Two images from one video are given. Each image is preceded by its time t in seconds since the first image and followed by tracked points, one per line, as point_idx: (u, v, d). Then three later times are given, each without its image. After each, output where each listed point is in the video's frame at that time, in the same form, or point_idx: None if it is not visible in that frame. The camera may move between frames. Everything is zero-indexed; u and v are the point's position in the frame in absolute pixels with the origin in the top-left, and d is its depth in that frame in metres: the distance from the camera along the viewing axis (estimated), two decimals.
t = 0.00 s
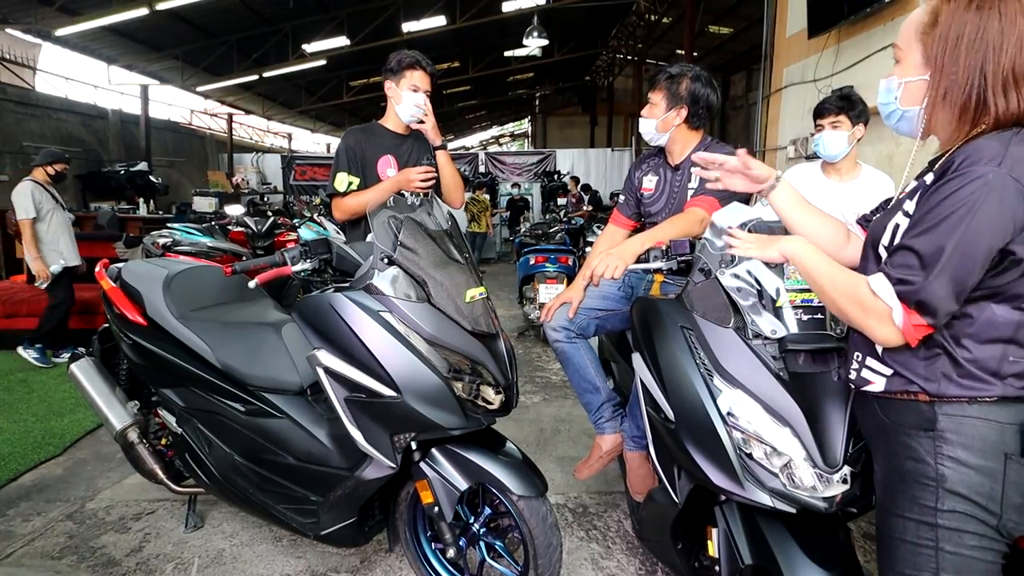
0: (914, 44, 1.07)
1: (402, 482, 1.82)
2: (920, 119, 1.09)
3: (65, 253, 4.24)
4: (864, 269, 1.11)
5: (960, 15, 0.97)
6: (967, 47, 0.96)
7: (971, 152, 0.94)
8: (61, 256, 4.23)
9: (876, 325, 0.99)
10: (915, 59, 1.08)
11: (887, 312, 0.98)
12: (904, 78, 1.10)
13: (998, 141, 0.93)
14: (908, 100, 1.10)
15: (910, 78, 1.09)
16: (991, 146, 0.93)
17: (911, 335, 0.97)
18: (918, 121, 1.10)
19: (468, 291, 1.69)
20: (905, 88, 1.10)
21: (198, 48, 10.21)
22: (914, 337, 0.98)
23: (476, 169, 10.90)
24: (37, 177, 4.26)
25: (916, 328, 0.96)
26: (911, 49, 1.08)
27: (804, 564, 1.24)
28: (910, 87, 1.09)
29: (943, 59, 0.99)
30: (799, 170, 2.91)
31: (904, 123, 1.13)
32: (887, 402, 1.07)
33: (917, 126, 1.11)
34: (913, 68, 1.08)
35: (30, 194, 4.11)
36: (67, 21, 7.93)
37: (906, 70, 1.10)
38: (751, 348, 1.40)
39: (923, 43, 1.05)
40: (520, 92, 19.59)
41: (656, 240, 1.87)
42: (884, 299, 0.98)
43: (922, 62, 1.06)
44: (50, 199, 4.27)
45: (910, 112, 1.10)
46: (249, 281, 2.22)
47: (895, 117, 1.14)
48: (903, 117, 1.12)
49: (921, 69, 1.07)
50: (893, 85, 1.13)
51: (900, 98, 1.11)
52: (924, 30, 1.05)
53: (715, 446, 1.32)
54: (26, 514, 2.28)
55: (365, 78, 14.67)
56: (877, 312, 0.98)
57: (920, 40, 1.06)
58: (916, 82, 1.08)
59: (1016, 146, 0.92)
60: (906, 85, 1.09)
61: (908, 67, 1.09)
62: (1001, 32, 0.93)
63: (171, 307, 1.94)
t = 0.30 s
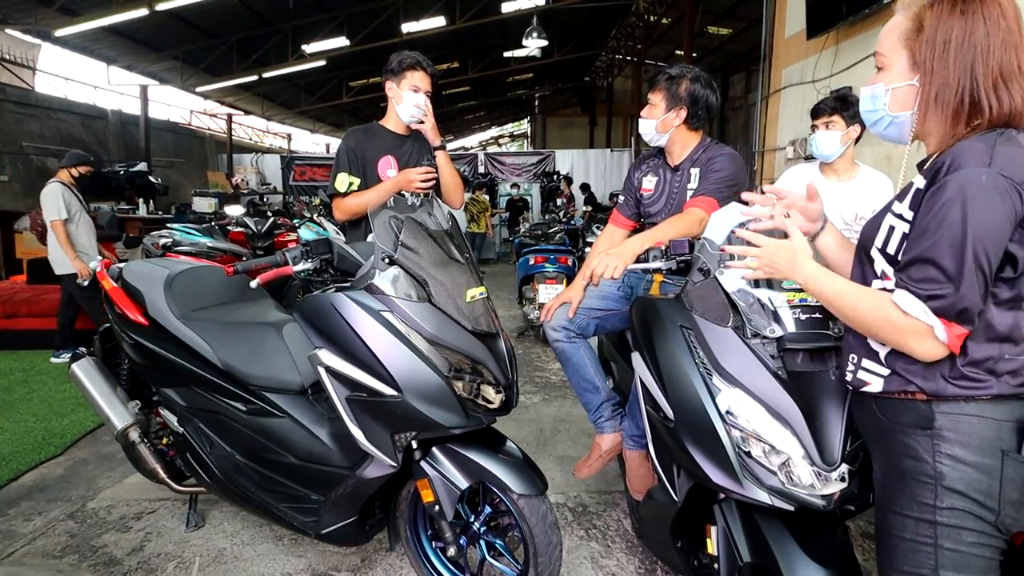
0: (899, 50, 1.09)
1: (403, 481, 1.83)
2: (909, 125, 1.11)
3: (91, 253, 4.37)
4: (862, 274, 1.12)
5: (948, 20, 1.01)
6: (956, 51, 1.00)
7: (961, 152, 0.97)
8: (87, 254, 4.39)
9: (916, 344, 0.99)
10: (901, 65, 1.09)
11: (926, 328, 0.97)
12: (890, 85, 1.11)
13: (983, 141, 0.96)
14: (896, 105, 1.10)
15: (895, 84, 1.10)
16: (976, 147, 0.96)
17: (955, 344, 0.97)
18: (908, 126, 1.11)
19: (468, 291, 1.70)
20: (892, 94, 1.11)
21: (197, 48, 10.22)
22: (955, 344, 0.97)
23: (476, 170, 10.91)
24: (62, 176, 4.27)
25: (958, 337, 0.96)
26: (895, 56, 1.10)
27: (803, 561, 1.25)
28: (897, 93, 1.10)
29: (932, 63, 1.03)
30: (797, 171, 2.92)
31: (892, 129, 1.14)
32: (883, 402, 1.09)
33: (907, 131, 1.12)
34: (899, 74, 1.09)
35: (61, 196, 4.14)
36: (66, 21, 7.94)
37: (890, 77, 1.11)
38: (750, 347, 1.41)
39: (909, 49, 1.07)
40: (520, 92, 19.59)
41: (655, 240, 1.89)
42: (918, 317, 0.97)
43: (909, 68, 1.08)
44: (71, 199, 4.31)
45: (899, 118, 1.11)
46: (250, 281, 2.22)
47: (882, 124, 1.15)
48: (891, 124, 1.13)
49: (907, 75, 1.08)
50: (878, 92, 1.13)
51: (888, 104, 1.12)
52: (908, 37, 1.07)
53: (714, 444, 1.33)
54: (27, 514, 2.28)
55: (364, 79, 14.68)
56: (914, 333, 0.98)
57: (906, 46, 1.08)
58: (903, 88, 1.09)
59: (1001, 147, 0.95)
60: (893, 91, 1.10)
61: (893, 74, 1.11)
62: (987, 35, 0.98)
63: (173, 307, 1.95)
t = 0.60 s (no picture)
0: (892, 49, 1.12)
1: (404, 479, 1.84)
2: (891, 122, 1.15)
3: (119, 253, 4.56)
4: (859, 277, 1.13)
5: (937, 25, 1.03)
6: (939, 57, 1.02)
7: (940, 149, 1.01)
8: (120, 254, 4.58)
9: (927, 343, 0.99)
10: (891, 63, 1.12)
11: (929, 325, 0.98)
12: (879, 82, 1.14)
13: (963, 140, 1.00)
14: (880, 102, 1.15)
15: (883, 82, 1.14)
16: (957, 146, 1.00)
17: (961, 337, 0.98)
18: (889, 123, 1.15)
19: (469, 290, 1.72)
20: (880, 91, 1.14)
21: (197, 49, 10.24)
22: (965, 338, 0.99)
23: (475, 171, 10.93)
24: (92, 179, 4.39)
25: (963, 329, 0.97)
26: (886, 55, 1.13)
27: (800, 556, 1.27)
28: (884, 91, 1.14)
29: (915, 66, 1.05)
30: (794, 171, 2.94)
31: (876, 126, 1.18)
32: (881, 400, 1.11)
33: (888, 129, 1.16)
34: (888, 73, 1.12)
35: (97, 199, 4.29)
36: (66, 22, 7.95)
37: (880, 75, 1.14)
38: (746, 345, 1.43)
39: (899, 49, 1.10)
40: (519, 93, 19.60)
41: (654, 241, 1.90)
42: (919, 314, 0.98)
43: (896, 68, 1.11)
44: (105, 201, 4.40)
45: (882, 115, 1.16)
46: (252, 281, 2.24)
47: (868, 120, 1.19)
48: (875, 120, 1.18)
49: (894, 74, 1.12)
50: (868, 87, 1.17)
51: (874, 101, 1.16)
52: (901, 36, 1.09)
53: (711, 441, 1.34)
54: (30, 513, 2.29)
55: (364, 80, 14.70)
56: (925, 332, 0.98)
57: (898, 45, 1.10)
58: (889, 87, 1.13)
59: (979, 145, 0.99)
60: (881, 88, 1.14)
61: (884, 71, 1.14)
62: (972, 43, 1.00)
63: (175, 306, 1.97)
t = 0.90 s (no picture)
0: (885, 47, 1.13)
1: (405, 476, 1.85)
2: (883, 119, 1.16)
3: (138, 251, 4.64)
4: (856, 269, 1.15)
5: (929, 23, 1.05)
6: (930, 53, 1.04)
7: (930, 145, 1.03)
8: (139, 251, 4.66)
9: (923, 324, 0.98)
10: (883, 61, 1.14)
11: (924, 306, 0.98)
12: (872, 78, 1.16)
13: (953, 133, 1.02)
14: (873, 98, 1.16)
15: (877, 77, 1.15)
16: (946, 139, 1.02)
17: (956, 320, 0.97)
18: (881, 120, 1.16)
19: (470, 287, 1.74)
20: (873, 87, 1.16)
21: (198, 50, 10.26)
22: (962, 324, 0.98)
23: (475, 171, 10.95)
24: (108, 179, 4.42)
25: (958, 313, 0.97)
26: (880, 52, 1.15)
27: (799, 549, 1.28)
28: (877, 86, 1.15)
29: (908, 61, 1.07)
30: (793, 172, 2.96)
31: (868, 122, 1.19)
32: (880, 393, 1.12)
33: (879, 126, 1.17)
34: (881, 69, 1.14)
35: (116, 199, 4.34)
36: (67, 23, 7.97)
37: (874, 71, 1.16)
38: (745, 341, 1.44)
39: (891, 46, 1.11)
40: (519, 94, 19.64)
41: (653, 238, 1.94)
42: (916, 295, 0.98)
43: (889, 64, 1.12)
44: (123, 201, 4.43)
45: (875, 111, 1.17)
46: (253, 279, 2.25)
47: (861, 117, 1.20)
48: (868, 117, 1.18)
49: (887, 70, 1.13)
50: (862, 85, 1.19)
51: (867, 97, 1.17)
52: (894, 35, 1.11)
53: (710, 435, 1.36)
54: (33, 511, 2.31)
55: (364, 81, 14.72)
56: (919, 310, 0.98)
57: (891, 44, 1.12)
58: (882, 82, 1.14)
59: (971, 137, 1.01)
60: (874, 84, 1.15)
61: (877, 68, 1.15)
62: (963, 41, 1.02)
63: (177, 305, 1.98)
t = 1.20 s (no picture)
0: (886, 47, 1.15)
1: (407, 472, 1.87)
2: (884, 119, 1.18)
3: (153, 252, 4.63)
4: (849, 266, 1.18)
5: (930, 25, 1.06)
6: (931, 56, 1.06)
7: (931, 143, 1.05)
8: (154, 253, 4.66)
9: (854, 291, 1.03)
10: (885, 61, 1.16)
11: (863, 276, 1.03)
12: (873, 78, 1.18)
13: (955, 133, 1.05)
14: (875, 98, 1.18)
15: (879, 78, 1.17)
16: (946, 140, 1.04)
17: (891, 296, 1.00)
18: (882, 120, 1.19)
19: (471, 285, 1.76)
20: (874, 87, 1.18)
21: (196, 50, 10.26)
22: (895, 302, 1.01)
23: (474, 172, 10.98)
24: (125, 180, 4.45)
25: (894, 287, 1.00)
26: (881, 52, 1.17)
27: (796, 542, 1.30)
28: (878, 87, 1.17)
29: (908, 63, 1.09)
30: (790, 172, 2.98)
31: (869, 122, 1.22)
32: (877, 387, 1.14)
33: (881, 125, 1.20)
34: (882, 69, 1.16)
35: (131, 199, 4.35)
36: (66, 23, 7.97)
37: (876, 72, 1.18)
38: (744, 338, 1.46)
39: (893, 46, 1.13)
40: (517, 95, 19.67)
41: (652, 237, 1.96)
42: (859, 266, 1.03)
43: (891, 65, 1.15)
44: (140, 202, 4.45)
45: (876, 111, 1.19)
46: (254, 278, 2.27)
47: (862, 116, 1.23)
48: (869, 116, 1.21)
49: (888, 71, 1.15)
50: (864, 84, 1.21)
51: (868, 97, 1.20)
52: (895, 35, 1.13)
53: (708, 430, 1.38)
54: (35, 508, 2.31)
55: (363, 81, 14.72)
56: (855, 277, 1.03)
57: (892, 44, 1.14)
58: (883, 83, 1.16)
59: (970, 138, 1.03)
60: (875, 85, 1.18)
61: (879, 68, 1.17)
62: (963, 44, 1.04)
63: (180, 303, 1.99)
